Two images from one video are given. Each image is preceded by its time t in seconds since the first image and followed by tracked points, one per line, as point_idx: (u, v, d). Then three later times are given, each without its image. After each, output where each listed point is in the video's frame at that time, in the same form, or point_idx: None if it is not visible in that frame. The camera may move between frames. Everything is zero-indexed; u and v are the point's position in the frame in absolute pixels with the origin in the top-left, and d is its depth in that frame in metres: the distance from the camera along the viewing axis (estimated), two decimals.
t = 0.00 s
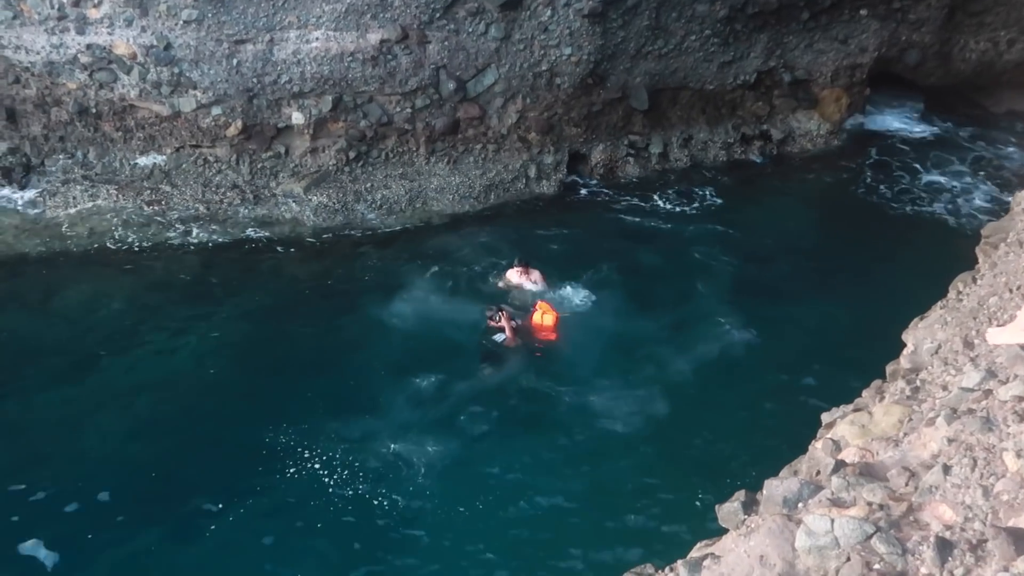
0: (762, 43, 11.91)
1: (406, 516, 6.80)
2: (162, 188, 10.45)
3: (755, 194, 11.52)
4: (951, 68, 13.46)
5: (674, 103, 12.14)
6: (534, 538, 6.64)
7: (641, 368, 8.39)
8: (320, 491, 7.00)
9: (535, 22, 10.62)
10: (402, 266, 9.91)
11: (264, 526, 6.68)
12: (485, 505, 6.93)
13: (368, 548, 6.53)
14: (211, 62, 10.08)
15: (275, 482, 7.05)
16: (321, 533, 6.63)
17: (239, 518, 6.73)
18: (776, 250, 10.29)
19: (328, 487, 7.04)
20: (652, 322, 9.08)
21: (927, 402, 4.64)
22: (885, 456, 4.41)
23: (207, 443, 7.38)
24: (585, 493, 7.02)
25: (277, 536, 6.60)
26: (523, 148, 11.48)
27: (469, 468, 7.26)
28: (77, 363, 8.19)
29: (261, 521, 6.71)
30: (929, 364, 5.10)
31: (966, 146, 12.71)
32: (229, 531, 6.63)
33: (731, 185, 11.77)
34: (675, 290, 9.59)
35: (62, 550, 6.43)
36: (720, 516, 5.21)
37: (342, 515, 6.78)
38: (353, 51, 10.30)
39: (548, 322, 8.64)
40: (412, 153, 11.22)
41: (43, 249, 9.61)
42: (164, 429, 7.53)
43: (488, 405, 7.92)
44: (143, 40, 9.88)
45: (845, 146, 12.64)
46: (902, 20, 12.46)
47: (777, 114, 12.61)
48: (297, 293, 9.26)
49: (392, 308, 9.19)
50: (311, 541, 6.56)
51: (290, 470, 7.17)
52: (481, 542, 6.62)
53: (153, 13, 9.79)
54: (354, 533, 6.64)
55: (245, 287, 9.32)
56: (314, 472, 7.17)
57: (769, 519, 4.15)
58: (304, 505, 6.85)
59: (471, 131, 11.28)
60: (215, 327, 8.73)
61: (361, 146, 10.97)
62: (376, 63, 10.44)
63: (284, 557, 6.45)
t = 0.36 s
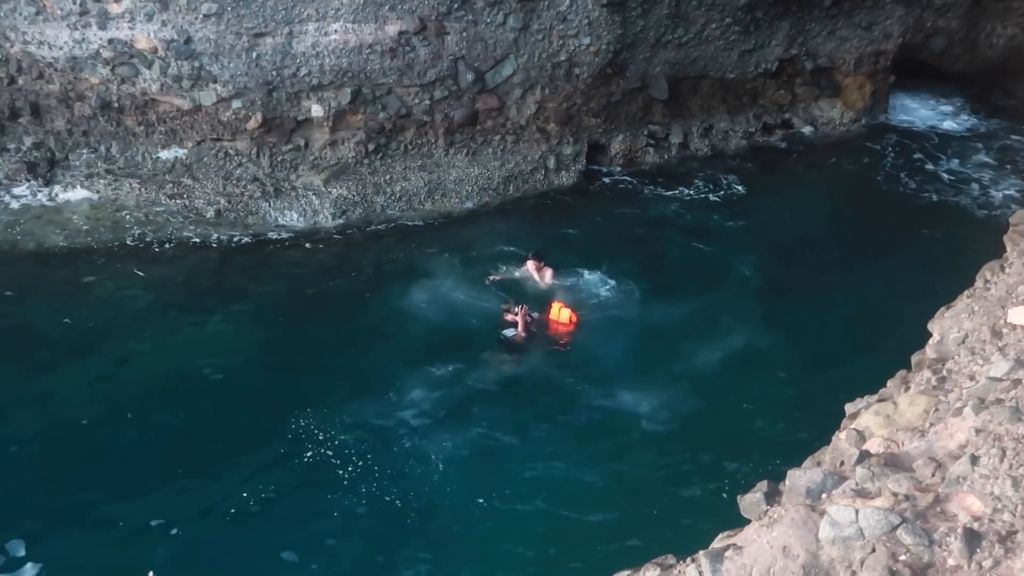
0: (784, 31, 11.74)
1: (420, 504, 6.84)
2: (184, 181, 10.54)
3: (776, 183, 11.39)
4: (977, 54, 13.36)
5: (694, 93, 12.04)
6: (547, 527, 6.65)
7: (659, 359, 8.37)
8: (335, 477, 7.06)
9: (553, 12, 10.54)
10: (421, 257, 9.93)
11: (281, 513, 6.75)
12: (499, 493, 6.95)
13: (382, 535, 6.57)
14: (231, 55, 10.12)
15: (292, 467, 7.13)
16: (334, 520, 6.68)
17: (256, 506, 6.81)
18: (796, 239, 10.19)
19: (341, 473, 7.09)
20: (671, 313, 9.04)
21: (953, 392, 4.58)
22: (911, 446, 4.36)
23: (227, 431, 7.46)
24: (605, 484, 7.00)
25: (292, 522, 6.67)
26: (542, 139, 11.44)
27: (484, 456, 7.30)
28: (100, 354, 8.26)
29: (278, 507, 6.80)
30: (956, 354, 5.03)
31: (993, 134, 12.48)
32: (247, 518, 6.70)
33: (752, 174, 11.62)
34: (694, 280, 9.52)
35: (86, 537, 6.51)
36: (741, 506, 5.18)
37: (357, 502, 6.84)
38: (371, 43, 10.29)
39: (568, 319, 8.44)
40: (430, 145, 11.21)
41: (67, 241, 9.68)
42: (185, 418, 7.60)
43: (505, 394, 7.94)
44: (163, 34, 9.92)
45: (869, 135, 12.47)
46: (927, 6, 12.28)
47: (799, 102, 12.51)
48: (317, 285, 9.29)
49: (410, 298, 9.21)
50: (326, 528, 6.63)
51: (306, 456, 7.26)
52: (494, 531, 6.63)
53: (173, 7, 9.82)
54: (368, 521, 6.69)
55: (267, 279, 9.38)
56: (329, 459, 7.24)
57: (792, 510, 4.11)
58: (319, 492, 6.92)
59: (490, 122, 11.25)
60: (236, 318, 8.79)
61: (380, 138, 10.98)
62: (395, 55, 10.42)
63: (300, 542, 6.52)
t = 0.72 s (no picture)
0: (789, 21, 11.67)
1: (423, 499, 6.82)
2: (187, 173, 10.55)
3: (780, 173, 11.31)
4: (984, 44, 13.29)
5: (699, 84, 11.98)
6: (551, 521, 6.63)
7: (662, 351, 8.33)
8: (338, 472, 7.04)
9: (557, 3, 10.48)
10: (424, 248, 9.91)
11: (283, 508, 6.74)
12: (502, 488, 6.92)
13: (386, 531, 6.56)
14: (234, 48, 10.10)
15: (294, 462, 7.11)
16: (338, 513, 6.69)
17: (258, 501, 6.80)
18: (801, 229, 10.13)
19: (345, 467, 7.08)
20: (674, 304, 9.00)
21: (953, 382, 4.58)
22: (909, 437, 4.35)
23: (231, 424, 7.47)
24: (606, 475, 7.00)
25: (295, 517, 6.66)
26: (546, 131, 11.42)
27: (487, 450, 7.27)
28: (104, 345, 8.30)
29: (280, 502, 6.79)
30: (957, 344, 5.02)
31: (999, 125, 12.41)
32: (250, 513, 6.70)
33: (756, 164, 11.53)
34: (698, 271, 9.48)
35: (91, 529, 6.54)
36: (739, 495, 5.18)
37: (360, 497, 6.83)
38: (374, 35, 10.26)
39: (572, 306, 8.45)
40: (433, 137, 11.19)
41: (72, 233, 9.68)
42: (188, 410, 7.62)
43: (507, 386, 7.93)
44: (167, 27, 9.91)
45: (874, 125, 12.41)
46: None
47: (803, 93, 12.48)
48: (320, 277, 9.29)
49: (414, 289, 9.19)
50: (330, 523, 6.61)
51: (308, 451, 7.23)
52: (497, 523, 6.63)
53: None
54: (371, 516, 6.67)
55: (271, 270, 9.41)
56: (331, 453, 7.22)
57: (789, 499, 4.11)
58: (322, 487, 6.90)
59: (493, 114, 11.22)
60: (240, 310, 8.80)
61: (384, 130, 10.97)
62: (398, 47, 10.39)
63: (303, 538, 6.50)
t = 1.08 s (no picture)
0: (786, 14, 11.67)
1: (424, 493, 6.82)
2: (184, 169, 10.53)
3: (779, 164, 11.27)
4: (981, 36, 13.36)
5: (696, 77, 12.00)
6: (551, 513, 6.64)
7: (661, 342, 8.32)
8: (340, 467, 7.05)
9: None
10: (420, 243, 9.89)
11: (284, 504, 6.74)
12: (503, 480, 6.93)
13: (387, 525, 6.56)
14: (230, 43, 10.07)
15: (296, 457, 7.12)
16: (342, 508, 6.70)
17: (259, 498, 6.80)
18: (801, 219, 10.12)
19: (348, 460, 7.11)
20: (672, 295, 8.99)
21: (951, 372, 4.59)
22: (907, 426, 4.36)
23: (230, 420, 7.47)
24: (606, 466, 7.00)
25: (297, 513, 6.66)
26: (543, 125, 11.41)
27: (487, 443, 7.28)
28: (102, 341, 8.29)
29: (282, 498, 6.79)
30: (954, 335, 5.03)
31: (995, 115, 12.43)
32: (253, 508, 6.72)
33: (754, 155, 11.49)
34: (699, 262, 9.48)
35: (92, 526, 6.55)
36: (737, 486, 5.18)
37: (360, 492, 6.83)
38: (371, 29, 10.24)
39: (564, 292, 8.40)
40: (431, 132, 11.16)
41: (70, 230, 9.66)
42: (187, 406, 7.61)
43: (505, 379, 7.93)
44: (162, 22, 9.86)
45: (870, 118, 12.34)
46: None
47: (801, 86, 12.45)
48: (319, 272, 9.28)
49: (413, 283, 9.19)
50: (332, 519, 6.62)
51: (308, 446, 7.24)
52: (499, 515, 6.64)
53: None
54: (372, 510, 6.69)
55: (268, 264, 9.37)
56: (332, 449, 7.22)
57: (786, 489, 4.12)
58: (322, 482, 6.90)
59: (490, 109, 11.22)
60: (238, 306, 8.78)
61: (381, 125, 10.95)
62: (394, 41, 10.37)
63: (305, 533, 6.51)
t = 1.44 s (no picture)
0: (776, 11, 11.69)
1: (417, 491, 6.79)
2: (174, 166, 10.47)
3: (769, 159, 11.28)
4: (970, 33, 13.31)
5: (686, 73, 12.04)
6: (544, 511, 6.61)
7: (654, 338, 8.31)
8: (332, 462, 7.04)
9: None
10: (411, 236, 9.80)
11: (275, 504, 6.69)
12: (495, 475, 6.93)
13: (379, 520, 6.55)
14: (219, 39, 10.02)
15: (289, 452, 7.10)
16: (333, 503, 6.69)
17: (251, 497, 6.76)
18: (792, 214, 10.15)
19: (340, 456, 7.09)
20: (666, 290, 8.97)
21: (937, 366, 4.63)
22: (893, 420, 4.39)
23: (220, 418, 7.44)
24: (598, 461, 7.00)
25: (288, 512, 6.62)
26: (534, 121, 11.43)
27: (480, 440, 7.25)
28: (90, 338, 8.22)
29: (274, 497, 6.75)
30: (941, 330, 5.07)
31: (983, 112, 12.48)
32: (244, 503, 6.71)
33: (744, 149, 11.49)
34: (691, 256, 9.49)
35: (81, 523, 6.51)
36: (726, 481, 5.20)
37: (353, 490, 6.79)
38: (360, 25, 10.21)
39: (551, 282, 8.43)
40: (421, 129, 11.15)
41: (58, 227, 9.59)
42: (177, 404, 7.56)
43: (498, 374, 7.90)
44: (151, 18, 9.81)
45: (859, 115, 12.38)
46: None
47: (791, 83, 12.48)
48: (309, 266, 9.24)
49: (405, 275, 9.17)
50: (324, 517, 6.57)
51: (301, 446, 7.17)
52: (491, 510, 6.64)
53: None
54: (364, 508, 6.65)
55: (255, 259, 9.31)
56: (325, 448, 7.16)
57: (774, 483, 4.15)
58: (314, 480, 6.86)
59: (480, 105, 11.23)
60: (226, 301, 8.73)
61: (371, 122, 10.93)
62: (385, 37, 10.33)
63: (296, 532, 6.47)
